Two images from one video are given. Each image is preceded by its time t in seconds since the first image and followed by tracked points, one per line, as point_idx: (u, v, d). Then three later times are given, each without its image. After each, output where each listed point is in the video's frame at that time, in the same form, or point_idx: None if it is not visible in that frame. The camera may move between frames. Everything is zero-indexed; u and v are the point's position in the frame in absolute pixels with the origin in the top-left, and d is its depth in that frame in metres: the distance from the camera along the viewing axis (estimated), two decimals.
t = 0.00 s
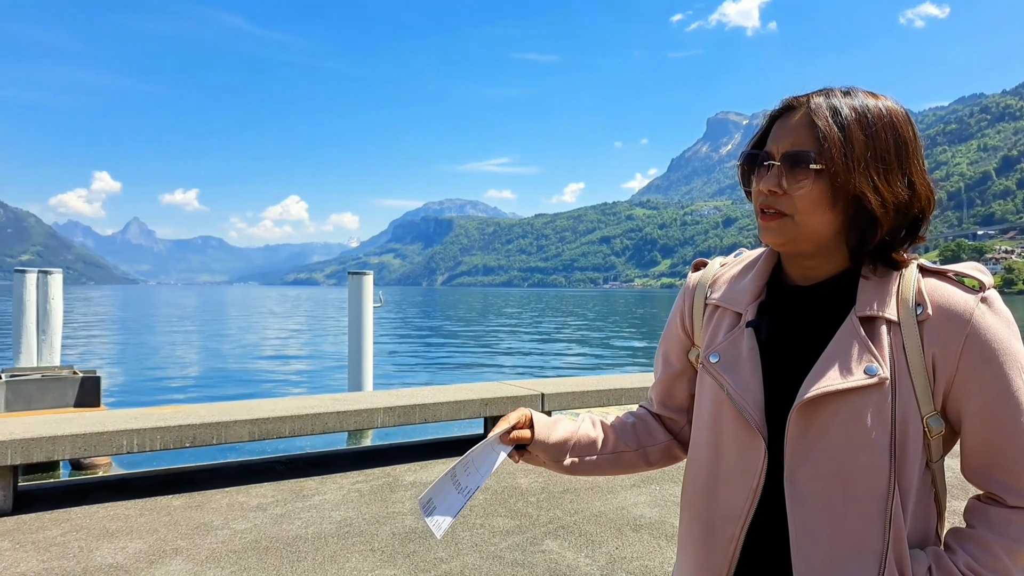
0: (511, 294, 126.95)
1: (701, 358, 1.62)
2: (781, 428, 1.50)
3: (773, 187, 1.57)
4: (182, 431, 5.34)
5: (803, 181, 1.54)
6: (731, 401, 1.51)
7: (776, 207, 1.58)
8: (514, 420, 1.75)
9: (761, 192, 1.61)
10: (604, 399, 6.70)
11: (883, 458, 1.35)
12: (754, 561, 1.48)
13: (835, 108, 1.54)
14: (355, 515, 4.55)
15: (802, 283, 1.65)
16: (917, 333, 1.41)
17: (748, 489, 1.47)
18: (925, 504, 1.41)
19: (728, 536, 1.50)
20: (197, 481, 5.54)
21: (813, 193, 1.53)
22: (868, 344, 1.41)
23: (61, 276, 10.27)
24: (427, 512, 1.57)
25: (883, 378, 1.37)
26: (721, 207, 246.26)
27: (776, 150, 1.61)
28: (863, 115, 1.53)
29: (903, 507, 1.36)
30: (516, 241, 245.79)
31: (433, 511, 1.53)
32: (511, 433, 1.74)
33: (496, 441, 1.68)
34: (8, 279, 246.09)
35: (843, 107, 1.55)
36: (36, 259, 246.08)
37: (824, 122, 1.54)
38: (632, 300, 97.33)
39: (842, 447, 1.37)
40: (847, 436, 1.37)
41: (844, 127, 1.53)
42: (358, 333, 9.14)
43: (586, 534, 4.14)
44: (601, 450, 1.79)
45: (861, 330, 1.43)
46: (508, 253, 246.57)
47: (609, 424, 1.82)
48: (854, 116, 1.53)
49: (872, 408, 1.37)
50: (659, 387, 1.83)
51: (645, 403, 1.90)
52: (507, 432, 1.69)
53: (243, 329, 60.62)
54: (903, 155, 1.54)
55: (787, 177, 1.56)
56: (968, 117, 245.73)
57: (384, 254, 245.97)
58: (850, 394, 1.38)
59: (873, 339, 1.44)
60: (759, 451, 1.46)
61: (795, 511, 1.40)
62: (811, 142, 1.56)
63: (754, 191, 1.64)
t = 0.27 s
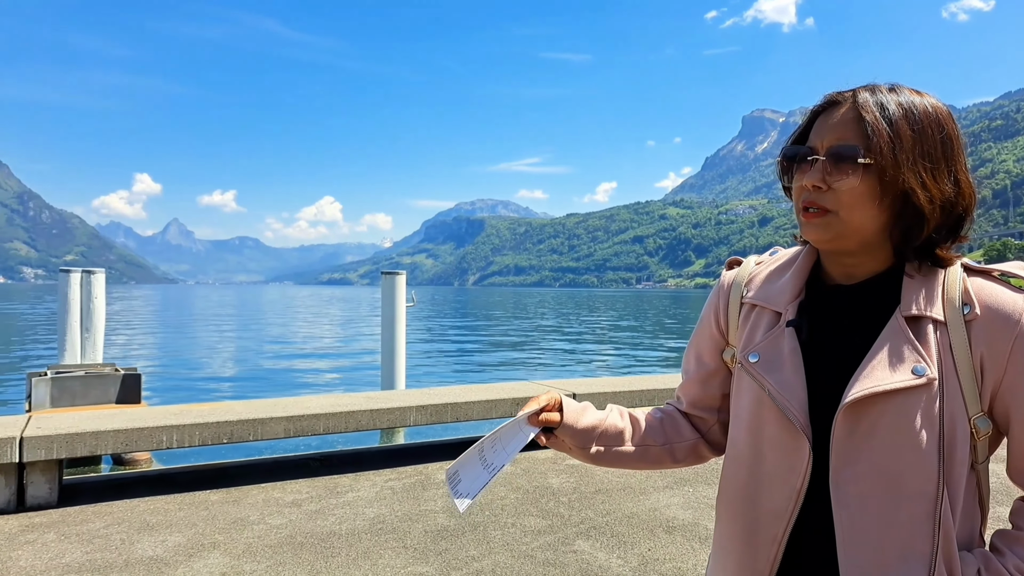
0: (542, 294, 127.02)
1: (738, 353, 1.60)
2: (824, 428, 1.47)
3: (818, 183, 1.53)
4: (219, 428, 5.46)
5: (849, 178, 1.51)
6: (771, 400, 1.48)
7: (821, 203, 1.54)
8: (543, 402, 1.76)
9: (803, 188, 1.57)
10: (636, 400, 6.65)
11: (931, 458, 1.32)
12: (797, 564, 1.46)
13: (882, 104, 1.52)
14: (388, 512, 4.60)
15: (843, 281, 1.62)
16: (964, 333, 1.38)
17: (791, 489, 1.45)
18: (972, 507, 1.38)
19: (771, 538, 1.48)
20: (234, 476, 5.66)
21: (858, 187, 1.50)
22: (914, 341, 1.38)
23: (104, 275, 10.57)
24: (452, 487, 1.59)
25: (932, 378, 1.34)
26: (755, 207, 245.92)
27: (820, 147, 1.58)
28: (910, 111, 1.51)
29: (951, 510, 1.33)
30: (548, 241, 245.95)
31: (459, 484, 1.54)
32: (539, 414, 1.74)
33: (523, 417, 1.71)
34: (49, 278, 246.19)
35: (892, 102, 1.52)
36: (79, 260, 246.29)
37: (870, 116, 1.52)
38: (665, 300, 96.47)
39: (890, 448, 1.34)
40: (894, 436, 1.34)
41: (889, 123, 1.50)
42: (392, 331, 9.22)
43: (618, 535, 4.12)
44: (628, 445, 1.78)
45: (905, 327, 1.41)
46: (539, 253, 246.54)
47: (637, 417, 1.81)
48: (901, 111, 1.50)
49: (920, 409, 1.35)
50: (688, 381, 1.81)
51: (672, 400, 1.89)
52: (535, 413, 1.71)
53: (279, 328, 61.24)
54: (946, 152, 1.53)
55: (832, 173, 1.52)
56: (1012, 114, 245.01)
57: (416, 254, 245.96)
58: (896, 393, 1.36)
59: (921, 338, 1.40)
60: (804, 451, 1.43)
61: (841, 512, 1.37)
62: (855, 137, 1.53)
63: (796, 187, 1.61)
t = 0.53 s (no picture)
0: (570, 294, 126.83)
1: (779, 355, 1.58)
2: (870, 429, 1.45)
3: (864, 186, 1.51)
4: (253, 425, 5.57)
5: (896, 180, 1.48)
6: (817, 403, 1.46)
7: (868, 207, 1.51)
8: (582, 400, 1.75)
9: (848, 192, 1.55)
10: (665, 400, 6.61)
11: (983, 460, 1.30)
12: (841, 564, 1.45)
13: (926, 105, 1.50)
14: (418, 511, 4.63)
15: (886, 283, 1.59)
16: (1015, 335, 1.36)
17: (837, 490, 1.44)
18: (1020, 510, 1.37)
19: (816, 539, 1.46)
20: (266, 474, 5.76)
21: (905, 189, 1.47)
22: (965, 343, 1.36)
23: (140, 276, 10.85)
24: (495, 481, 1.60)
25: (982, 380, 1.33)
26: (788, 205, 246.21)
27: (865, 150, 1.55)
28: (955, 112, 1.49)
29: (1002, 512, 1.32)
30: (575, 241, 245.97)
31: (501, 480, 1.56)
32: (580, 410, 1.74)
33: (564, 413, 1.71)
34: (88, 278, 244.98)
35: (936, 103, 1.50)
36: (117, 261, 246.32)
37: (916, 118, 1.50)
38: (694, 300, 95.58)
39: (941, 449, 1.32)
40: (945, 437, 1.32)
41: (935, 124, 1.48)
42: (420, 331, 9.30)
43: (648, 536, 4.10)
44: (667, 445, 1.76)
45: (954, 329, 1.39)
46: (567, 253, 246.21)
47: (675, 417, 1.79)
48: (947, 112, 1.48)
49: (970, 410, 1.33)
50: (724, 380, 1.79)
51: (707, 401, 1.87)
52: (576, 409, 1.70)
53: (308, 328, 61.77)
54: (992, 152, 1.50)
55: (879, 174, 1.50)
56: None
57: (443, 253, 246.09)
58: (946, 395, 1.34)
59: (970, 340, 1.39)
60: (850, 452, 1.42)
61: (892, 514, 1.35)
62: (900, 138, 1.51)
63: (839, 189, 1.58)
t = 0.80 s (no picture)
0: (597, 295, 126.58)
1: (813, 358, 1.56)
2: (906, 431, 1.43)
3: (902, 187, 1.49)
4: (283, 423, 5.65)
5: (937, 180, 1.45)
6: (852, 403, 1.45)
7: (906, 208, 1.49)
8: (615, 396, 1.74)
9: (884, 193, 1.53)
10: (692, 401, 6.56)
11: None
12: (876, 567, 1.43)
13: (966, 102, 1.47)
14: (445, 510, 4.66)
15: (922, 283, 1.57)
16: None
17: (875, 492, 1.41)
18: None
19: (852, 540, 1.45)
20: (296, 471, 5.85)
21: (946, 189, 1.45)
22: (1006, 344, 1.34)
23: (172, 276, 11.03)
24: (528, 474, 1.62)
25: None
26: (820, 204, 246.29)
27: (902, 151, 1.54)
28: (997, 110, 1.46)
29: None
30: (602, 241, 245.93)
31: (534, 474, 1.57)
32: (612, 407, 1.73)
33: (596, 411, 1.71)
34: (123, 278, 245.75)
35: (977, 102, 1.48)
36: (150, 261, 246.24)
37: (956, 117, 1.47)
38: (723, 301, 94.69)
39: (982, 453, 1.29)
40: (987, 439, 1.29)
41: (977, 123, 1.46)
42: (446, 331, 9.35)
43: (676, 539, 4.07)
44: (698, 445, 1.75)
45: (995, 330, 1.36)
46: (594, 253, 246.14)
47: (706, 417, 1.78)
48: (987, 110, 1.46)
49: (1015, 414, 1.30)
50: (755, 379, 1.78)
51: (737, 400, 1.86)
52: (606, 407, 1.71)
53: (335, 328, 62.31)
54: None
55: (917, 175, 1.48)
56: None
57: (470, 254, 246.22)
58: (988, 395, 1.31)
59: (1012, 340, 1.36)
60: (888, 453, 1.40)
61: (932, 517, 1.33)
62: (938, 138, 1.49)
63: (874, 191, 1.57)
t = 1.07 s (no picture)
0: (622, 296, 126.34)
1: (841, 361, 1.54)
2: (937, 434, 1.41)
3: (933, 188, 1.47)
4: (312, 422, 5.72)
5: (969, 179, 1.44)
6: (883, 406, 1.43)
7: (936, 208, 1.47)
8: (644, 396, 1.74)
9: (915, 194, 1.51)
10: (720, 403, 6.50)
11: None
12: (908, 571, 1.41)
13: (999, 103, 1.46)
14: (472, 510, 4.68)
15: (952, 284, 1.55)
16: None
17: (905, 496, 1.39)
18: None
19: (882, 545, 1.43)
20: (325, 470, 5.93)
21: (977, 190, 1.43)
22: None
23: (204, 276, 11.20)
24: (558, 471, 1.65)
25: None
26: (850, 203, 246.25)
27: (933, 149, 1.52)
28: None
29: None
30: (628, 241, 245.80)
31: (562, 471, 1.60)
32: (640, 408, 1.73)
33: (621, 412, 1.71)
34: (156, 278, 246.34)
35: (1007, 100, 1.46)
36: (181, 262, 246.30)
37: (988, 115, 1.45)
38: (752, 302, 93.67)
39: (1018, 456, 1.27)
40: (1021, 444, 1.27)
41: (1010, 120, 1.43)
42: (472, 332, 9.38)
43: (704, 541, 4.04)
44: (727, 447, 1.74)
45: None
46: (620, 253, 246.12)
47: (735, 419, 1.77)
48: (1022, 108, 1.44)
49: None
50: (785, 380, 1.77)
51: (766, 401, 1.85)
52: (633, 407, 1.71)
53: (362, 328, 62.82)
54: None
55: (949, 174, 1.46)
56: None
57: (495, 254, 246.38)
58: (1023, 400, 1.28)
59: None
60: (919, 457, 1.38)
61: (965, 520, 1.31)
62: (971, 136, 1.47)
63: (905, 191, 1.55)
